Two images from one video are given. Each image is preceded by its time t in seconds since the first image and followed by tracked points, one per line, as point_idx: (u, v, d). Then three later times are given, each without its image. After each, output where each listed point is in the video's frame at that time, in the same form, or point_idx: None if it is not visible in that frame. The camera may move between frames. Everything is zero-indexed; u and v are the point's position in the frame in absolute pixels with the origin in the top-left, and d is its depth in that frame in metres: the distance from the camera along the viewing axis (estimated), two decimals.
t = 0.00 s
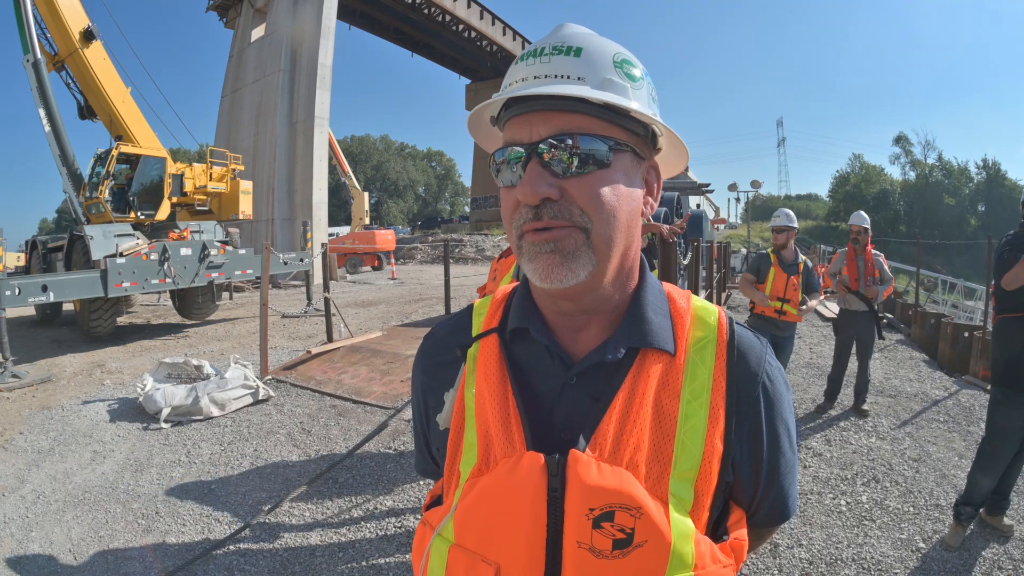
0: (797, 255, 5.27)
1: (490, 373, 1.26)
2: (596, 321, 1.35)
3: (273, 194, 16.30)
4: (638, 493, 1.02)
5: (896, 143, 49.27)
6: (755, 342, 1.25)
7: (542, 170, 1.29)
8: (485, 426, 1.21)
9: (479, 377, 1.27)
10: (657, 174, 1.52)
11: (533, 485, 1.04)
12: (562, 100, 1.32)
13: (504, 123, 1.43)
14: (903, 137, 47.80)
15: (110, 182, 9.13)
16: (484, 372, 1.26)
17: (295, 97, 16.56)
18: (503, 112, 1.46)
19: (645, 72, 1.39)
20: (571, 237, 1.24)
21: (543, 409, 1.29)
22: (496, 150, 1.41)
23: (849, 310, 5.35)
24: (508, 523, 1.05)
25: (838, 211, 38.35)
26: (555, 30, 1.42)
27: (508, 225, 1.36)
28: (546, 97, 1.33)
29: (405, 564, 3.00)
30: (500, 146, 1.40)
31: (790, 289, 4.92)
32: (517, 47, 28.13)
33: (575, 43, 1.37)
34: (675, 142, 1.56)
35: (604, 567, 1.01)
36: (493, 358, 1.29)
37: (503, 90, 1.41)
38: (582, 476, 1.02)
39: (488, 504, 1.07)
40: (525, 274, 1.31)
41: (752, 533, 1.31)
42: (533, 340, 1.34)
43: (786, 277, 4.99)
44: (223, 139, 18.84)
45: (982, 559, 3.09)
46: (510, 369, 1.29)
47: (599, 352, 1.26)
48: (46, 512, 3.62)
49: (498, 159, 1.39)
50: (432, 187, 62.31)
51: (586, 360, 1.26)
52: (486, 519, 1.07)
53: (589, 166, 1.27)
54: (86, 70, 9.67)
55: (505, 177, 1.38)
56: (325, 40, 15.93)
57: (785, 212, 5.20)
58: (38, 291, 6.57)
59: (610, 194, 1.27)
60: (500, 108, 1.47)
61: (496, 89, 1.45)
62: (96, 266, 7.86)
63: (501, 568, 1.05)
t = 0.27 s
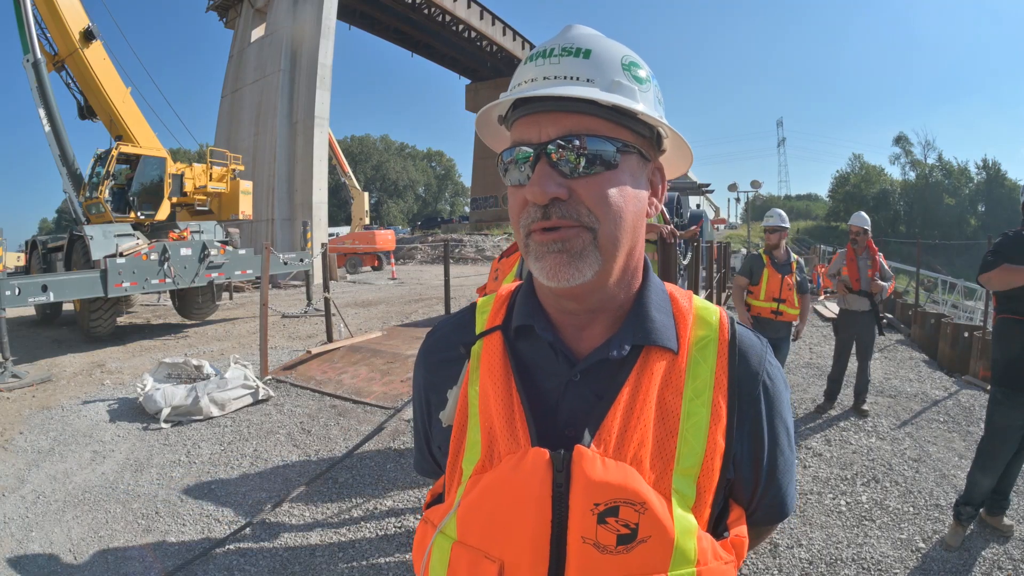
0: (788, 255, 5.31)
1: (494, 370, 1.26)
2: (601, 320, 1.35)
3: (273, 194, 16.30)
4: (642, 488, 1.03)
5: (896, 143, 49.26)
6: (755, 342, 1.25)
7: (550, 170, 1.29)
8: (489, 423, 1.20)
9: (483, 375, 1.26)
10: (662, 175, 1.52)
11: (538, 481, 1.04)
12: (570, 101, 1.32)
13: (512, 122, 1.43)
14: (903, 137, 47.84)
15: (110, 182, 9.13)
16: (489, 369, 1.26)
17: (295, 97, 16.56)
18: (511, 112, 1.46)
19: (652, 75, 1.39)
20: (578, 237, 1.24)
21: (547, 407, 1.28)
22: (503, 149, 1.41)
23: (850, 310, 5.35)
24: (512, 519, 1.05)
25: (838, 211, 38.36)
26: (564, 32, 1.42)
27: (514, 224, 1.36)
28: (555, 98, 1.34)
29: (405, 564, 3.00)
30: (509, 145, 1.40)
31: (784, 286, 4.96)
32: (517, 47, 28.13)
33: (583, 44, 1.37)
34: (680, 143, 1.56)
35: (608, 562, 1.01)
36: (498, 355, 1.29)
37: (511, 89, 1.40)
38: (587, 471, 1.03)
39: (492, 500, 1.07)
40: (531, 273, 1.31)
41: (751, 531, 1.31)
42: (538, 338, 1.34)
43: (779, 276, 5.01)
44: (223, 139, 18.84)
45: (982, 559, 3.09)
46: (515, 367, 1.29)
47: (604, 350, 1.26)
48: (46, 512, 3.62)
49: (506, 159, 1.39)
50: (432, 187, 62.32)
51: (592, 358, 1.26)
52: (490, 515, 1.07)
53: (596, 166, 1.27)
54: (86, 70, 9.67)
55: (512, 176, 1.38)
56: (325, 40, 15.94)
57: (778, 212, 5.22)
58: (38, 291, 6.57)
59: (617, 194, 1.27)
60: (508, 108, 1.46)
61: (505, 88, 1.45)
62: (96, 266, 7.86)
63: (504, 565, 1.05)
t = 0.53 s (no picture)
0: (773, 254, 5.42)
1: (495, 369, 1.26)
2: (600, 320, 1.35)
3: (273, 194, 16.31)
4: (642, 487, 1.03)
5: (896, 143, 49.25)
6: (754, 342, 1.25)
7: (552, 170, 1.29)
8: (490, 422, 1.21)
9: (483, 374, 1.27)
10: (663, 176, 1.52)
11: (538, 480, 1.05)
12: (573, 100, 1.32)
13: (513, 121, 1.43)
14: (903, 137, 47.90)
15: (110, 182, 9.13)
16: (489, 369, 1.26)
17: (296, 97, 16.56)
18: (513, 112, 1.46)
19: (654, 76, 1.39)
20: (580, 236, 1.24)
21: (547, 406, 1.29)
22: (505, 149, 1.41)
23: (850, 310, 5.35)
24: (513, 518, 1.05)
25: (838, 211, 38.36)
26: (566, 32, 1.43)
27: (515, 224, 1.36)
28: (557, 97, 1.34)
29: (406, 564, 3.01)
30: (510, 145, 1.40)
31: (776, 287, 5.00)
32: (517, 48, 28.13)
33: (586, 45, 1.37)
34: (681, 145, 1.57)
35: (608, 561, 1.01)
36: (498, 355, 1.29)
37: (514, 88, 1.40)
38: (588, 470, 1.03)
39: (493, 499, 1.07)
40: (531, 272, 1.32)
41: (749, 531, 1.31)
42: (538, 337, 1.34)
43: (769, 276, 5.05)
44: (223, 139, 18.85)
45: (983, 559, 3.09)
46: (515, 367, 1.29)
47: (604, 350, 1.27)
48: (46, 512, 3.62)
49: (507, 158, 1.39)
50: (432, 187, 62.31)
51: (592, 357, 1.27)
52: (490, 514, 1.07)
53: (598, 166, 1.27)
54: (86, 70, 9.68)
55: (513, 175, 1.38)
56: (325, 40, 15.94)
57: (763, 212, 5.34)
58: (39, 291, 6.57)
59: (619, 195, 1.27)
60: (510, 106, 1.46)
61: (507, 88, 1.45)
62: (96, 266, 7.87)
63: (505, 564, 1.05)
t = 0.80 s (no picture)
0: (763, 256, 5.51)
1: (493, 372, 1.26)
2: (598, 320, 1.36)
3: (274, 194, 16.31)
4: (641, 489, 1.03)
5: (896, 143, 49.25)
6: (752, 343, 1.25)
7: (549, 170, 1.29)
8: (489, 425, 1.21)
9: (481, 376, 1.27)
10: (661, 176, 1.53)
11: (538, 483, 1.05)
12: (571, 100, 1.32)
13: (511, 120, 1.43)
14: (903, 137, 47.93)
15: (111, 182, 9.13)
16: (487, 371, 1.27)
17: (296, 97, 16.56)
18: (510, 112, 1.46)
19: (652, 75, 1.39)
20: (577, 237, 1.24)
21: (546, 407, 1.29)
22: (502, 149, 1.41)
23: (850, 310, 5.36)
24: (513, 521, 1.05)
25: (838, 211, 38.37)
26: (564, 32, 1.43)
27: (513, 224, 1.36)
28: (554, 98, 1.34)
29: (406, 564, 3.01)
30: (507, 146, 1.39)
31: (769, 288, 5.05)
32: (517, 48, 28.13)
33: (584, 44, 1.37)
34: (679, 144, 1.57)
35: (608, 563, 1.01)
36: (496, 357, 1.29)
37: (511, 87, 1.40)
38: (588, 473, 1.03)
39: (493, 503, 1.07)
40: (529, 272, 1.32)
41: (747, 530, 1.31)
42: (536, 339, 1.34)
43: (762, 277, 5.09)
44: (223, 139, 18.85)
45: (983, 559, 3.09)
46: (512, 368, 1.29)
47: (602, 351, 1.27)
48: (46, 512, 3.62)
49: (505, 159, 1.39)
50: (432, 187, 62.28)
51: (589, 359, 1.27)
52: (490, 518, 1.07)
53: (595, 166, 1.27)
54: (86, 70, 9.68)
55: (511, 176, 1.38)
56: (325, 40, 15.95)
57: (754, 215, 5.44)
58: (39, 291, 6.58)
59: (617, 194, 1.27)
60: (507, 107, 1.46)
61: (505, 88, 1.45)
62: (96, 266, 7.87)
63: (505, 567, 1.05)
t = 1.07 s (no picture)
0: (762, 256, 5.53)
1: (494, 373, 1.26)
2: (598, 321, 1.36)
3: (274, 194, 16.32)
4: (643, 490, 1.03)
5: (896, 143, 49.23)
6: (752, 343, 1.26)
7: (550, 172, 1.29)
8: (489, 427, 1.21)
9: (481, 378, 1.27)
10: (660, 177, 1.53)
11: (539, 485, 1.05)
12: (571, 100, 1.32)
13: (510, 121, 1.43)
14: (903, 137, 47.95)
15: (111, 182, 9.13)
16: (487, 374, 1.27)
17: (296, 97, 16.57)
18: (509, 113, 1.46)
19: (652, 75, 1.40)
20: (580, 240, 1.24)
21: (546, 408, 1.29)
22: (501, 151, 1.40)
23: (850, 311, 5.38)
24: (514, 524, 1.06)
25: (838, 211, 38.36)
26: (564, 31, 1.43)
27: (513, 226, 1.36)
28: (555, 98, 1.33)
29: (407, 564, 3.01)
30: (507, 147, 1.39)
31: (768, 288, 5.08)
32: (517, 48, 28.13)
33: (585, 44, 1.37)
34: (679, 142, 1.57)
35: (610, 565, 1.01)
36: (496, 359, 1.29)
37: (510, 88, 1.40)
38: (590, 475, 1.03)
39: (494, 505, 1.07)
40: (530, 275, 1.32)
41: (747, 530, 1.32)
42: (536, 340, 1.34)
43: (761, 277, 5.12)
44: (224, 138, 18.85)
45: (984, 559, 3.09)
46: (512, 370, 1.29)
47: (602, 353, 1.27)
48: (47, 512, 3.62)
49: (504, 160, 1.39)
50: (433, 187, 62.27)
51: (590, 361, 1.27)
52: (492, 520, 1.07)
53: (596, 168, 1.27)
54: (87, 70, 9.68)
55: (510, 177, 1.38)
56: (325, 41, 15.96)
57: (752, 215, 5.47)
58: (40, 291, 6.58)
59: (618, 196, 1.28)
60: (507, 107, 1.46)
61: (504, 88, 1.45)
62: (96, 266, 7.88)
63: (507, 569, 1.06)
